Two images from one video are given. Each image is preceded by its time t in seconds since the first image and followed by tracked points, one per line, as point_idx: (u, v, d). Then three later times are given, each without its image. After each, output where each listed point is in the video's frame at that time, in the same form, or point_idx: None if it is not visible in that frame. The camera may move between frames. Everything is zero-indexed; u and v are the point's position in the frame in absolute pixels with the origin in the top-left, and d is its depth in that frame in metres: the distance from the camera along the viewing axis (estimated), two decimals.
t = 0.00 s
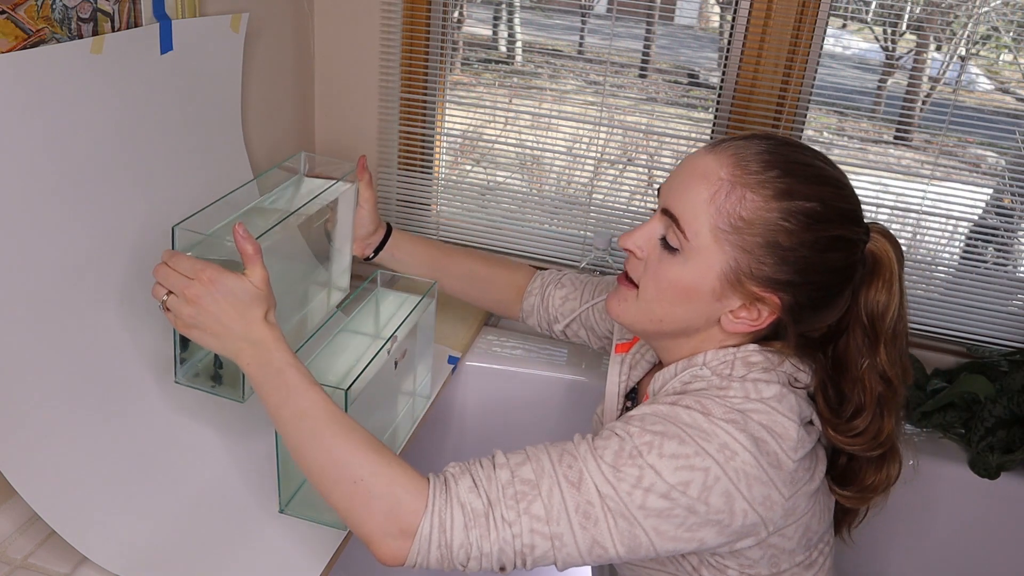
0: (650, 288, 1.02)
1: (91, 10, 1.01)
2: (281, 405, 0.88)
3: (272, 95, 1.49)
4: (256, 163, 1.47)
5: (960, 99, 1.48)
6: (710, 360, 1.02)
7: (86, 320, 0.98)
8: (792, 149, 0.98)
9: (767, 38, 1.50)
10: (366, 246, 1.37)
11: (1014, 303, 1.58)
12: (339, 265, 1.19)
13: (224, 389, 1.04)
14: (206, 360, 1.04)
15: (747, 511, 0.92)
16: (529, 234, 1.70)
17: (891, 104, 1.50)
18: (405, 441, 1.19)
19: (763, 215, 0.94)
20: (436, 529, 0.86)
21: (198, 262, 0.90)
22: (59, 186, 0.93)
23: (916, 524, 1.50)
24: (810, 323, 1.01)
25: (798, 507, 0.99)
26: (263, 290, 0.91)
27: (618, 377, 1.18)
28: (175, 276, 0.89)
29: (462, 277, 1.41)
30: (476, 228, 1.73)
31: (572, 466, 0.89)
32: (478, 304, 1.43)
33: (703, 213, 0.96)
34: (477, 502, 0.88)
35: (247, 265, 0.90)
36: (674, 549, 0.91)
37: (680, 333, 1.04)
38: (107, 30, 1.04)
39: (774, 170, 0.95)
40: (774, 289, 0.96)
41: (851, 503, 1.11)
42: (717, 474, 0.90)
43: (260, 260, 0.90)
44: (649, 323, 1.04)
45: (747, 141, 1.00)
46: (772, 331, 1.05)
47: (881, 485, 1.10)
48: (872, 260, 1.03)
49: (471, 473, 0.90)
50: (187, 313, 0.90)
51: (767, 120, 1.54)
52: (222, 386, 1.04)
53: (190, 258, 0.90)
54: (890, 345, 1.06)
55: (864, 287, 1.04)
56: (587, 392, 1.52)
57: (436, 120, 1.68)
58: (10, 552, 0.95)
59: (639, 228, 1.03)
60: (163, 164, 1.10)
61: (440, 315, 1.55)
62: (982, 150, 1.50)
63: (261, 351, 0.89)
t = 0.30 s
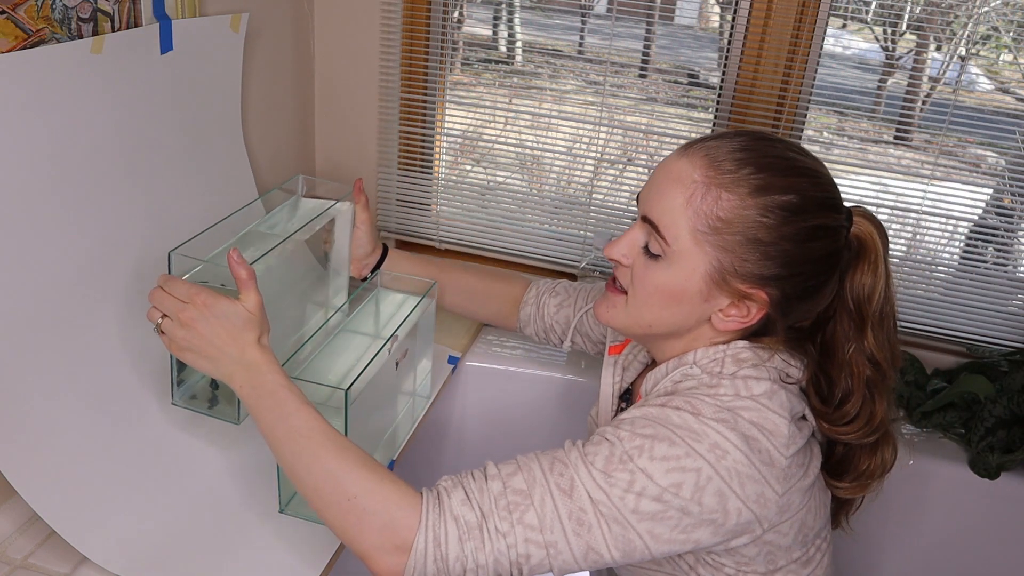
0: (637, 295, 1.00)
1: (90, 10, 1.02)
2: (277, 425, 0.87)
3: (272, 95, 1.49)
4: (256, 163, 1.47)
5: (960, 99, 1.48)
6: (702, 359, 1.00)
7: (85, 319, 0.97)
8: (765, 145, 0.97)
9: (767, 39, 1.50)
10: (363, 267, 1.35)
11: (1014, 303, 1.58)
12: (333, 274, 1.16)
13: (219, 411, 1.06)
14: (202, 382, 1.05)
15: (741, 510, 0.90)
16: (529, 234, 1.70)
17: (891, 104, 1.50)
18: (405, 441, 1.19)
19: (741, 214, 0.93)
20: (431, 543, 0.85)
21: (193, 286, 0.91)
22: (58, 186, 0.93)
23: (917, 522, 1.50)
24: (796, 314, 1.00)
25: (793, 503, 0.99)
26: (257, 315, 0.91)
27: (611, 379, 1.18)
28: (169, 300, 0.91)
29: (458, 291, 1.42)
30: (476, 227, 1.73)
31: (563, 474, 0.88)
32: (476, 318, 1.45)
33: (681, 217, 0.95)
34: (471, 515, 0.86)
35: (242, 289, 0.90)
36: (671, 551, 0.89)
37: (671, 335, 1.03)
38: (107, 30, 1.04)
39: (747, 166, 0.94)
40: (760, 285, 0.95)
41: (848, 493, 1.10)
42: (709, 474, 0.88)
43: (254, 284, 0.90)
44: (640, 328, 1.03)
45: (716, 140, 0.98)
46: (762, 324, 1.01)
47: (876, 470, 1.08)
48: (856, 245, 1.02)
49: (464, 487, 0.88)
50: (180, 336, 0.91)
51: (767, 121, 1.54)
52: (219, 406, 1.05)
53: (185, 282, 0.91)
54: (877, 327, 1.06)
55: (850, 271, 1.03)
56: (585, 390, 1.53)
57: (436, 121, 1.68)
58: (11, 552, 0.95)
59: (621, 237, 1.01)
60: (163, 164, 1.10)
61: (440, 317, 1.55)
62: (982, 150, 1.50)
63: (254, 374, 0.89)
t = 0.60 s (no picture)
0: (634, 294, 1.00)
1: (90, 10, 1.02)
2: (274, 441, 0.88)
3: (272, 94, 1.49)
4: (256, 163, 1.47)
5: (960, 99, 1.48)
6: (695, 359, 1.00)
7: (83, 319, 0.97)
8: (764, 146, 0.97)
9: (768, 39, 1.50)
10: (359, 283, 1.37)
11: (1014, 303, 1.58)
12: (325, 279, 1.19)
13: (217, 428, 1.08)
14: (200, 399, 1.06)
15: (734, 510, 0.90)
16: (529, 234, 1.71)
17: (891, 104, 1.50)
18: (405, 441, 1.19)
19: (739, 214, 0.93)
20: (425, 554, 0.85)
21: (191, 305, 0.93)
22: (57, 186, 0.93)
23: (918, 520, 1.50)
24: (793, 315, 0.99)
25: (787, 502, 0.98)
26: (254, 335, 0.92)
27: (607, 380, 1.17)
28: (168, 319, 0.93)
29: (456, 301, 1.44)
30: (476, 228, 1.73)
31: (554, 481, 0.87)
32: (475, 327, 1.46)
33: (680, 216, 0.95)
34: (463, 524, 0.86)
35: (239, 311, 0.91)
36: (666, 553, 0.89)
37: (667, 335, 1.03)
38: (107, 30, 1.04)
39: (748, 167, 0.94)
40: (757, 286, 0.95)
41: (844, 494, 1.10)
42: (701, 477, 0.88)
43: (251, 305, 0.92)
44: (637, 327, 1.03)
45: (717, 141, 0.98)
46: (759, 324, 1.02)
47: (873, 471, 1.09)
48: (853, 248, 1.02)
49: (456, 496, 0.88)
50: (178, 354, 0.93)
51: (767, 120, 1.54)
52: (217, 420, 1.07)
53: (183, 301, 0.94)
54: (873, 330, 1.05)
55: (846, 274, 1.03)
56: (584, 391, 1.53)
57: (436, 120, 1.68)
58: (11, 552, 0.95)
59: (620, 236, 1.02)
60: (162, 165, 1.10)
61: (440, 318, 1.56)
62: (982, 150, 1.50)
63: (250, 392, 0.90)
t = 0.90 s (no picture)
0: (627, 294, 1.00)
1: (90, 10, 1.01)
2: (273, 458, 0.89)
3: (273, 95, 1.49)
4: (257, 164, 1.47)
5: (960, 99, 1.48)
6: (687, 359, 1.00)
7: (82, 320, 0.97)
8: (754, 145, 0.97)
9: (768, 39, 1.50)
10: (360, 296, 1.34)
11: (1014, 303, 1.58)
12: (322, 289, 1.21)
13: (222, 442, 1.08)
14: (203, 412, 1.06)
15: (726, 511, 0.89)
16: (529, 234, 1.71)
17: (891, 104, 1.50)
18: (405, 441, 1.19)
19: (730, 212, 0.93)
20: (419, 569, 0.85)
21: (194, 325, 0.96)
22: (57, 187, 0.93)
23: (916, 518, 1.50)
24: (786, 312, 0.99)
25: (780, 503, 0.97)
26: (254, 354, 0.94)
27: (603, 383, 1.17)
28: (171, 338, 0.96)
29: (457, 310, 1.42)
30: (476, 228, 1.73)
31: (545, 491, 0.87)
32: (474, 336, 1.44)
33: (671, 216, 0.95)
34: (456, 538, 0.86)
35: (241, 329, 0.94)
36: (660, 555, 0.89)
37: (661, 336, 1.03)
38: (107, 30, 1.04)
39: (737, 166, 0.94)
40: (750, 283, 0.95)
41: (841, 492, 1.09)
42: (691, 479, 0.88)
43: (253, 324, 0.94)
44: (631, 328, 1.03)
45: (706, 141, 0.98)
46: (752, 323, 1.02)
47: (869, 468, 1.08)
48: (844, 244, 1.02)
49: (449, 510, 0.88)
50: (180, 373, 0.95)
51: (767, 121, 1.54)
52: (221, 435, 1.07)
53: (185, 321, 0.97)
54: (866, 326, 1.05)
55: (838, 271, 1.03)
56: (581, 394, 1.53)
57: (436, 121, 1.68)
58: (10, 552, 0.95)
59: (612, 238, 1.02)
60: (161, 165, 1.10)
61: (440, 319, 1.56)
62: (982, 150, 1.50)
63: (250, 409, 0.92)
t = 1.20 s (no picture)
0: (622, 298, 1.00)
1: (90, 10, 1.02)
2: (278, 479, 0.90)
3: (273, 95, 1.49)
4: (257, 164, 1.47)
5: (960, 99, 1.48)
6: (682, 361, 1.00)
7: (83, 323, 0.97)
8: (740, 142, 0.97)
9: (768, 39, 1.50)
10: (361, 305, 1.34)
11: (1014, 303, 1.58)
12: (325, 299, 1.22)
13: (225, 456, 1.05)
14: (208, 429, 1.04)
15: (724, 515, 0.89)
16: (530, 233, 1.71)
17: (891, 104, 1.50)
18: (405, 440, 1.19)
19: (719, 210, 0.93)
20: None
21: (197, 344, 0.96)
22: (58, 187, 0.93)
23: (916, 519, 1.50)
24: (780, 309, 1.00)
25: (778, 503, 0.96)
26: (260, 372, 0.94)
27: (600, 385, 1.17)
28: (174, 358, 0.95)
29: (457, 317, 1.41)
30: (476, 228, 1.73)
31: (543, 504, 0.87)
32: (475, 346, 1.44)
33: (661, 217, 0.95)
34: (456, 557, 0.86)
35: (246, 348, 0.93)
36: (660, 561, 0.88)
37: (657, 337, 1.03)
38: (107, 30, 1.04)
39: (724, 163, 0.94)
40: (743, 280, 0.95)
41: (839, 487, 1.08)
42: (689, 485, 0.88)
43: (259, 342, 0.94)
44: (627, 331, 1.02)
45: (691, 141, 0.98)
46: (748, 322, 1.02)
47: (866, 460, 1.08)
48: (836, 237, 1.02)
49: (449, 529, 0.88)
50: (184, 393, 0.95)
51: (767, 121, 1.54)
52: (226, 451, 1.05)
53: (188, 341, 0.97)
54: (861, 318, 1.05)
55: (831, 264, 1.03)
56: (573, 402, 1.54)
57: (436, 120, 1.68)
58: (11, 552, 0.95)
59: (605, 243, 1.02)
60: (162, 166, 1.10)
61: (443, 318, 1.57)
62: (982, 149, 1.50)
63: (254, 427, 0.92)
